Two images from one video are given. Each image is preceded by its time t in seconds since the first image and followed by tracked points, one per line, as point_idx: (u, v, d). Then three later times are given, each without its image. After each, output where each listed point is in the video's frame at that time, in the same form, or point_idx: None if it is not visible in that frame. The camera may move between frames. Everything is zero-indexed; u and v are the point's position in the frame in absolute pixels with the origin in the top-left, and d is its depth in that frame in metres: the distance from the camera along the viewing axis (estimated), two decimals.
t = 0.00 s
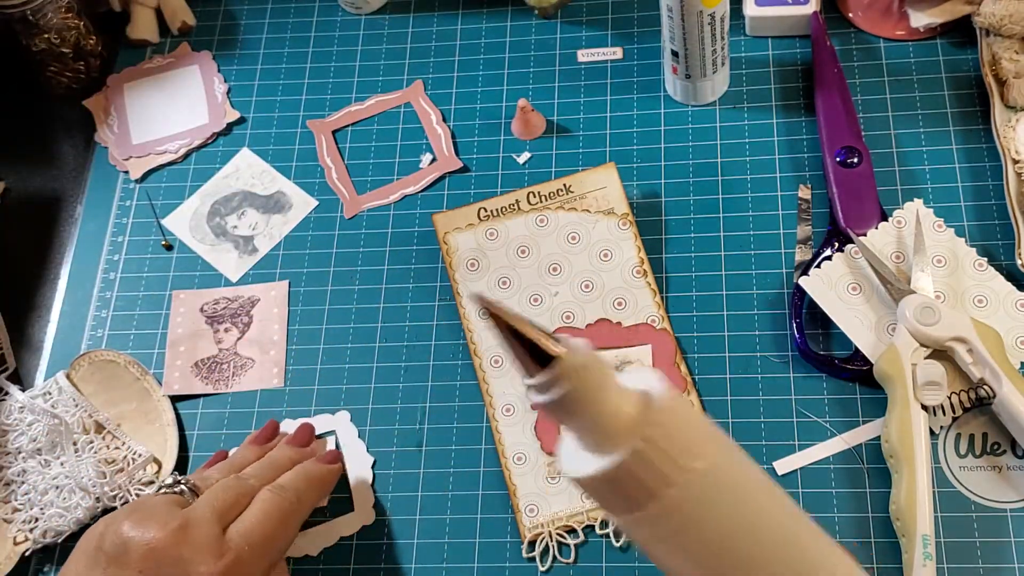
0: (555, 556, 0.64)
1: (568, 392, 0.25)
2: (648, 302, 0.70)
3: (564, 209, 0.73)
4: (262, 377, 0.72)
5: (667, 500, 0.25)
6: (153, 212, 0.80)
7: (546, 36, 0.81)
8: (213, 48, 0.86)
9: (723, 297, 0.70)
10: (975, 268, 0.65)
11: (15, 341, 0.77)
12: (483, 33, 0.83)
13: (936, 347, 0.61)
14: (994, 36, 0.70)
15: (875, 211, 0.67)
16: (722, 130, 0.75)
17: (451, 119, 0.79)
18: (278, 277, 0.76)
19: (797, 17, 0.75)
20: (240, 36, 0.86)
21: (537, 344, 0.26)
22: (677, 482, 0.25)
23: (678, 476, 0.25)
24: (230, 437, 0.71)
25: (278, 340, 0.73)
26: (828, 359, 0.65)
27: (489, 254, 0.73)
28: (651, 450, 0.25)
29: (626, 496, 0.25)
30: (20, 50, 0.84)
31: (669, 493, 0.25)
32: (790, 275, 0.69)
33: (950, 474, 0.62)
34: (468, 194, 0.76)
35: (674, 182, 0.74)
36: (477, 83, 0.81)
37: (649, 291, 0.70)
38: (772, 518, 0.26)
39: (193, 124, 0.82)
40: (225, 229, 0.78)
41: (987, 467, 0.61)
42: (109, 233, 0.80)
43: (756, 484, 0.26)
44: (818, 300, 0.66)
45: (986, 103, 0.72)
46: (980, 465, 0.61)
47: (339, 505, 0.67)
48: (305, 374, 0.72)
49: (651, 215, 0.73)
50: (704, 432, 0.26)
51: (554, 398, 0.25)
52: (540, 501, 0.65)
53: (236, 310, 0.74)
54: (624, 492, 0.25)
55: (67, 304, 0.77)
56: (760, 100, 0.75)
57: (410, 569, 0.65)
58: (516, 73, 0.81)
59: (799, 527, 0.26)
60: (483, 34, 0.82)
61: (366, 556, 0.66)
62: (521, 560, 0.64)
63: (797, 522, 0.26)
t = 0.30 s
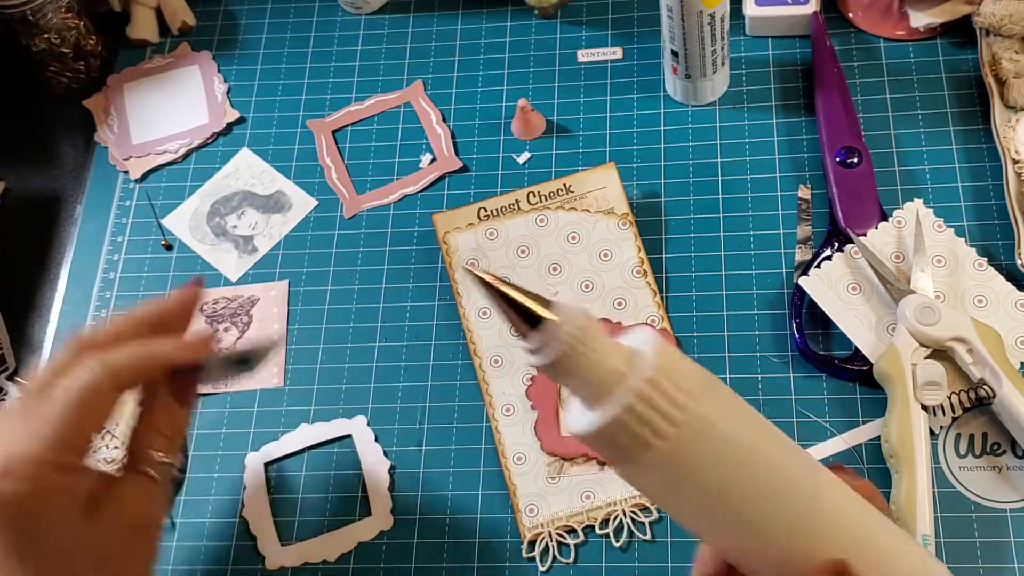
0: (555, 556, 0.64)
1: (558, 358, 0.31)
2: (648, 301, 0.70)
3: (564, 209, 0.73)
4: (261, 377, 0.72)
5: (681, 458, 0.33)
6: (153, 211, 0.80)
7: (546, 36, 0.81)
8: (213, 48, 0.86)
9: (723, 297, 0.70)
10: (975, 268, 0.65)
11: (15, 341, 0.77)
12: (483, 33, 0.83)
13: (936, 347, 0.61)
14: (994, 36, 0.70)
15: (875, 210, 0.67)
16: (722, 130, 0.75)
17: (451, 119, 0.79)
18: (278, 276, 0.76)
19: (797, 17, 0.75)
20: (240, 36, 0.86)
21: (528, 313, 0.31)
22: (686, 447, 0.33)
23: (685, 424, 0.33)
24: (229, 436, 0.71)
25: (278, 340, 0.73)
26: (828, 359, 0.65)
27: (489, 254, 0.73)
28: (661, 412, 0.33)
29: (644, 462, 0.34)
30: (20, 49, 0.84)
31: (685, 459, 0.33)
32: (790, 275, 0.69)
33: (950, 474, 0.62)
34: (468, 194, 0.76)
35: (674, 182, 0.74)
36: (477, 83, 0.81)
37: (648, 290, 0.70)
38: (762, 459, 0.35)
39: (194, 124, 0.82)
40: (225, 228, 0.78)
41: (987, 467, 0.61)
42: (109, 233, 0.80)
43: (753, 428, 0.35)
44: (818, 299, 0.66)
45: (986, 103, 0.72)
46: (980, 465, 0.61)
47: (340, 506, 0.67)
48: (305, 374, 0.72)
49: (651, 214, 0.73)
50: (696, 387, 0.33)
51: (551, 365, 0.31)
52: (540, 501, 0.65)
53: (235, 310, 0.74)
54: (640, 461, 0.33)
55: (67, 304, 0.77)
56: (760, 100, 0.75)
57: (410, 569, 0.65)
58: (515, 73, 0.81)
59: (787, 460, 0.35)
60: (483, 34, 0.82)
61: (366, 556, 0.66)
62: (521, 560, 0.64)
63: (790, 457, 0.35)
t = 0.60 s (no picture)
0: (555, 556, 0.64)
1: (554, 348, 0.30)
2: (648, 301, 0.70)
3: (564, 209, 0.73)
4: (262, 377, 0.72)
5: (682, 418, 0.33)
6: (153, 211, 0.80)
7: (546, 36, 0.81)
8: (213, 48, 0.86)
9: (723, 297, 0.70)
10: (975, 268, 0.65)
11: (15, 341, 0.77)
12: (483, 33, 0.83)
13: (937, 347, 0.61)
14: (994, 36, 0.70)
15: (875, 210, 0.67)
16: (722, 130, 0.75)
17: (451, 119, 0.79)
18: (277, 277, 0.76)
19: (797, 17, 0.75)
20: (240, 36, 0.86)
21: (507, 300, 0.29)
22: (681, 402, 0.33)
23: (692, 392, 0.32)
24: (230, 436, 0.71)
25: (278, 340, 0.73)
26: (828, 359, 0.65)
27: (488, 254, 0.73)
28: (655, 367, 0.32)
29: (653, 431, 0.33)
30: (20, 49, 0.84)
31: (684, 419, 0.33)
32: (790, 275, 0.69)
33: (950, 474, 0.62)
34: (468, 194, 0.76)
35: (674, 182, 0.74)
36: (477, 83, 0.81)
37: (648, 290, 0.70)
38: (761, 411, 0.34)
39: (194, 124, 0.82)
40: (224, 228, 0.78)
41: (987, 467, 0.61)
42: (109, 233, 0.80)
43: (747, 375, 0.34)
44: (818, 300, 0.66)
45: (986, 104, 0.72)
46: (980, 465, 0.61)
47: (340, 506, 0.67)
48: (305, 374, 0.72)
49: (651, 214, 0.73)
50: (683, 335, 0.33)
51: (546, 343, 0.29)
52: (539, 501, 0.65)
53: (236, 310, 0.74)
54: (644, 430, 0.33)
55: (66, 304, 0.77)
56: (760, 100, 0.75)
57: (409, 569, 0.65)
58: (515, 73, 0.81)
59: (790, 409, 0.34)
60: (483, 34, 0.82)
61: (366, 556, 0.66)
62: (520, 560, 0.64)
63: (795, 406, 0.34)
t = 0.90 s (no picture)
0: (555, 556, 0.64)
1: (647, 433, 0.33)
2: (648, 301, 0.70)
3: (564, 209, 0.73)
4: (262, 377, 0.72)
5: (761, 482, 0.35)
6: (153, 211, 0.80)
7: (546, 36, 0.81)
8: (213, 48, 0.86)
9: (723, 297, 0.70)
10: (975, 268, 0.65)
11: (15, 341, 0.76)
12: (483, 33, 0.83)
13: (936, 347, 0.61)
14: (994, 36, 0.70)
15: (875, 211, 0.67)
16: (722, 130, 0.75)
17: (451, 119, 0.79)
18: (277, 277, 0.76)
19: (797, 17, 0.75)
20: (240, 36, 0.86)
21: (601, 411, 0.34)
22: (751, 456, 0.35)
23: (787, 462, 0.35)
24: (230, 436, 0.71)
25: (278, 340, 0.73)
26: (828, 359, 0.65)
27: (489, 254, 0.73)
28: (744, 447, 0.35)
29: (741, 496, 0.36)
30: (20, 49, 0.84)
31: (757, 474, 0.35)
32: (790, 275, 0.69)
33: (950, 474, 0.62)
34: (468, 194, 0.76)
35: (674, 182, 0.74)
36: (477, 83, 0.81)
37: (648, 290, 0.70)
38: (823, 465, 0.36)
39: (194, 124, 0.82)
40: (224, 228, 0.78)
41: (987, 467, 0.61)
42: (109, 232, 0.80)
43: (823, 439, 0.36)
44: (818, 300, 0.66)
45: (986, 104, 0.72)
46: (980, 466, 0.61)
47: (340, 506, 0.67)
48: (305, 374, 0.72)
49: (651, 214, 0.73)
50: (754, 401, 0.36)
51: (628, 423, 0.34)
52: (539, 501, 0.65)
53: (235, 310, 0.74)
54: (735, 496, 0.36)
55: (66, 304, 0.77)
56: (760, 100, 0.75)
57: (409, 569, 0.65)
58: (515, 73, 0.81)
59: (846, 457, 0.36)
60: (483, 34, 0.82)
61: (366, 556, 0.66)
62: (520, 560, 0.64)
63: (872, 466, 0.37)
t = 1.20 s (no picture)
0: (555, 556, 0.64)
1: (472, 297, 0.39)
2: (648, 301, 0.70)
3: (564, 209, 0.73)
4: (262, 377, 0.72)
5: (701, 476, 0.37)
6: (153, 211, 0.80)
7: (546, 36, 0.81)
8: (213, 48, 0.86)
9: (723, 297, 0.70)
10: (975, 268, 0.65)
11: (15, 341, 0.77)
12: (483, 33, 0.83)
13: (936, 347, 0.61)
14: (994, 36, 0.70)
15: (875, 210, 0.67)
16: (722, 130, 0.75)
17: (451, 119, 0.79)
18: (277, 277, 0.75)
19: (797, 17, 0.74)
20: (240, 36, 0.86)
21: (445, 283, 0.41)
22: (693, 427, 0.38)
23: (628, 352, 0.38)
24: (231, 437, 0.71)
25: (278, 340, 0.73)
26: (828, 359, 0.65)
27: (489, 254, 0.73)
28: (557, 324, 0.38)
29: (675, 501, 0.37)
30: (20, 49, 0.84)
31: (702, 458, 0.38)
32: (790, 275, 0.69)
33: (950, 474, 0.62)
34: (468, 194, 0.76)
35: (674, 182, 0.74)
36: (477, 83, 0.81)
37: (648, 290, 0.70)
38: (783, 458, 0.38)
39: (194, 124, 0.82)
40: (225, 228, 0.78)
41: (987, 467, 0.61)
42: (109, 232, 0.80)
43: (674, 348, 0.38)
44: (818, 300, 0.66)
45: (986, 103, 0.72)
46: (980, 465, 0.61)
47: (340, 506, 0.67)
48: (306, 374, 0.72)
49: (651, 214, 0.73)
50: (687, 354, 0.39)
51: (468, 306, 0.39)
52: (539, 501, 0.65)
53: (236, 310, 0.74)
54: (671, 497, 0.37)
55: (67, 304, 0.77)
56: (760, 100, 0.75)
57: (410, 569, 0.65)
58: (515, 73, 0.81)
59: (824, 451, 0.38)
60: (483, 34, 0.82)
61: (366, 557, 0.66)
62: (521, 560, 0.64)
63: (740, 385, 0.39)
